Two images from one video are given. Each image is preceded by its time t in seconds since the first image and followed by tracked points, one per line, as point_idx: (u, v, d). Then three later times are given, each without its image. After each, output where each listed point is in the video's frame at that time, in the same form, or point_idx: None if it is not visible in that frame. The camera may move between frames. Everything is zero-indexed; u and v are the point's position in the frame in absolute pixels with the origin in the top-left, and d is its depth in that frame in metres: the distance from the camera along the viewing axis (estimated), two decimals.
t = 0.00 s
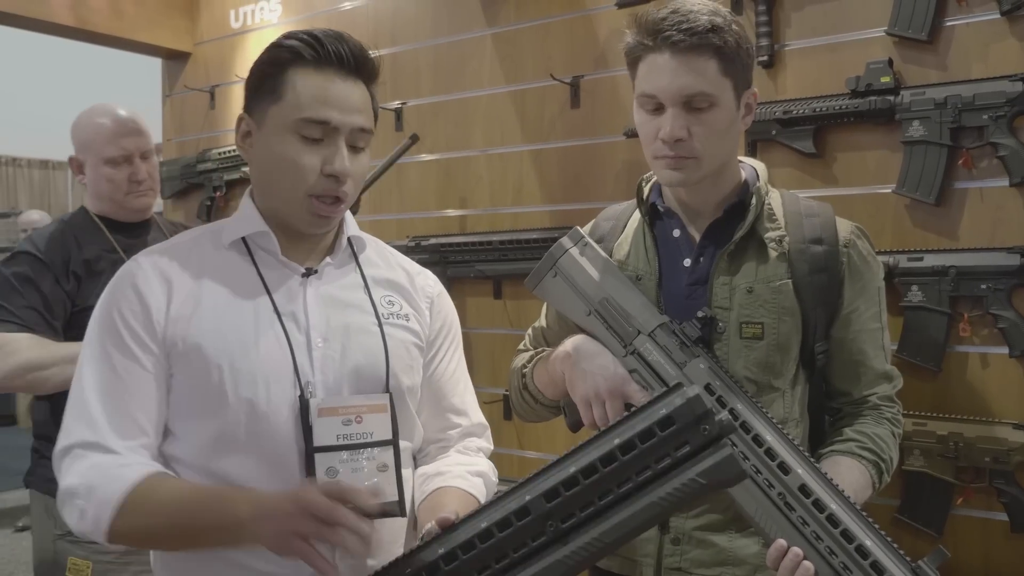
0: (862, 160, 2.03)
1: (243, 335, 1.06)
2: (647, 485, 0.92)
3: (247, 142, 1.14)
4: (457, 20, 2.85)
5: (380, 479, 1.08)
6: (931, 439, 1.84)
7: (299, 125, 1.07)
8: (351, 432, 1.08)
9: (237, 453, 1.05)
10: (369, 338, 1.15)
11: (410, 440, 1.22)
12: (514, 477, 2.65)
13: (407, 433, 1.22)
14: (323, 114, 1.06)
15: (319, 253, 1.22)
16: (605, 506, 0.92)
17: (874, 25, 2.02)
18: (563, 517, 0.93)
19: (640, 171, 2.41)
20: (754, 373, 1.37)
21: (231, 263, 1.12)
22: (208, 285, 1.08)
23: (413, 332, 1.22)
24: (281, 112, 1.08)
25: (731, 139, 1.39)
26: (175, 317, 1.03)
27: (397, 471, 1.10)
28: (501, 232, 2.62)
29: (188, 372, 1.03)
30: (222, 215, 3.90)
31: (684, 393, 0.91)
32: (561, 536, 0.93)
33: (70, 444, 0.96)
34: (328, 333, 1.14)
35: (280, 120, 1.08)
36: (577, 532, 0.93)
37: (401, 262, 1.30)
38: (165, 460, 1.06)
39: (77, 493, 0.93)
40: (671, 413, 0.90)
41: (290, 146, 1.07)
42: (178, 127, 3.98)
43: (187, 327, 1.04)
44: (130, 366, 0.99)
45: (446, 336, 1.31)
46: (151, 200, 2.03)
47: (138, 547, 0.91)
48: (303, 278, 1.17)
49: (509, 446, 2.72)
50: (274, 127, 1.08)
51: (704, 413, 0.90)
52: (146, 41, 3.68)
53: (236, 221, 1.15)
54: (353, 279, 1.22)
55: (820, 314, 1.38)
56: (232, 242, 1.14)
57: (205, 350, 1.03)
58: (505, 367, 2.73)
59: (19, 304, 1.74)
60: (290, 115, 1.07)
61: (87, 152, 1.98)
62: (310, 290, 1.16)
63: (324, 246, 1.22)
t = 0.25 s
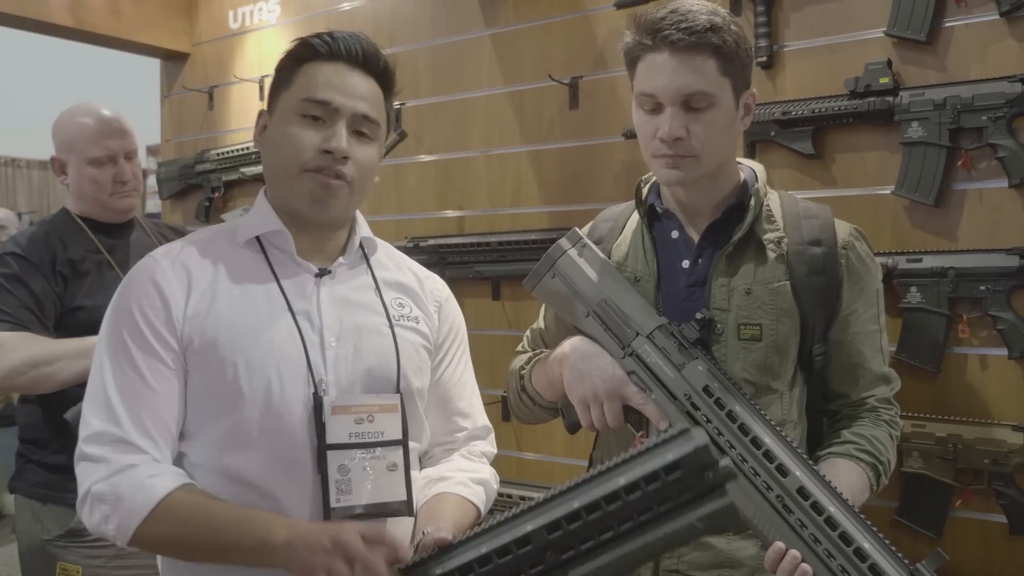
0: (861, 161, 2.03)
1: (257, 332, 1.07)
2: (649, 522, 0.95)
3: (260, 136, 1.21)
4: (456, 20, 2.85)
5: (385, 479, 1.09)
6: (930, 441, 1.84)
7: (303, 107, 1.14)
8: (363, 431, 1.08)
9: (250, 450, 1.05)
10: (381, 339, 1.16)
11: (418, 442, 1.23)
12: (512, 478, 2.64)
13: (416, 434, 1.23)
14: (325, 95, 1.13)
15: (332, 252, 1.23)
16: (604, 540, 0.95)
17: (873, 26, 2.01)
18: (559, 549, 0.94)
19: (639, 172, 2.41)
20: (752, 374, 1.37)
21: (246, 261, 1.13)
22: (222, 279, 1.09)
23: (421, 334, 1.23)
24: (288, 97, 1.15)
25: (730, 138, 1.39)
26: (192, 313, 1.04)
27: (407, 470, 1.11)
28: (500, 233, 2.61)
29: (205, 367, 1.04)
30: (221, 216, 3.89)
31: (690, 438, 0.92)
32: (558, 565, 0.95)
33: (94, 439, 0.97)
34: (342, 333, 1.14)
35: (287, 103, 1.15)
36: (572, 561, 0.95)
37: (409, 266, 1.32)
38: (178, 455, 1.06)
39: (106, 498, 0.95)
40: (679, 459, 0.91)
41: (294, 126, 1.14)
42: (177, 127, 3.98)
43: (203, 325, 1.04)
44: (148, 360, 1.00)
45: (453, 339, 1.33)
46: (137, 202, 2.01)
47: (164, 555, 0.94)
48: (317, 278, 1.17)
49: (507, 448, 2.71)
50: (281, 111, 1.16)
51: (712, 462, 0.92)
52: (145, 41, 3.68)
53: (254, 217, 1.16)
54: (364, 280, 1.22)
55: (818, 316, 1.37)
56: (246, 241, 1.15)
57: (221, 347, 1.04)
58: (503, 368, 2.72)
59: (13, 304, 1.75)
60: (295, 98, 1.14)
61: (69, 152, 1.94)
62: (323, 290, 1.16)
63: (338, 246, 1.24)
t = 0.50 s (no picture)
0: (859, 159, 2.03)
1: (269, 328, 1.07)
2: (646, 556, 0.99)
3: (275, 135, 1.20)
4: (453, 18, 2.84)
5: (394, 475, 1.11)
6: (928, 439, 1.84)
7: (325, 104, 1.14)
8: (371, 428, 1.10)
9: (260, 444, 1.06)
10: (391, 337, 1.16)
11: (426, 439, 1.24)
12: (508, 477, 2.64)
13: (422, 433, 1.23)
14: (349, 93, 1.14)
15: (343, 249, 1.22)
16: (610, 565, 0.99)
17: (871, 25, 2.01)
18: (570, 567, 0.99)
19: (636, 170, 2.40)
20: (750, 372, 1.36)
21: (258, 257, 1.13)
22: (233, 273, 1.09)
23: (429, 332, 1.23)
24: (309, 94, 1.15)
25: (726, 137, 1.38)
26: (202, 308, 1.05)
27: (413, 468, 1.13)
28: (497, 231, 2.60)
29: (215, 361, 1.05)
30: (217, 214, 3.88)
31: (699, 484, 0.97)
32: None
33: (105, 433, 0.99)
34: (352, 330, 1.14)
35: (308, 101, 1.15)
36: None
37: (418, 264, 1.31)
38: (187, 448, 1.07)
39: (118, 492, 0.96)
40: (681, 502, 0.95)
41: (316, 123, 1.14)
42: (173, 125, 3.97)
43: (216, 320, 1.05)
44: (160, 356, 1.01)
45: (460, 340, 1.32)
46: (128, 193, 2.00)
47: (175, 553, 0.96)
48: (328, 276, 1.17)
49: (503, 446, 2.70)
50: (301, 109, 1.15)
51: (710, 509, 0.95)
52: (142, 39, 3.67)
53: (264, 216, 1.16)
54: (373, 279, 1.22)
55: (816, 314, 1.37)
56: (258, 238, 1.15)
57: (232, 342, 1.05)
58: (501, 366, 2.71)
59: (5, 302, 1.74)
60: (317, 96, 1.14)
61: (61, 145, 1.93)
62: (333, 288, 1.16)
63: (349, 243, 1.23)
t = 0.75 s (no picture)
0: (860, 136, 2.01)
1: (273, 302, 1.07)
2: (640, 536, 0.98)
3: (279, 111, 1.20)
4: None
5: (399, 449, 1.10)
6: (924, 417, 1.84)
7: (325, 79, 1.13)
8: (377, 402, 1.09)
9: (263, 417, 1.06)
10: (395, 311, 1.15)
11: (429, 415, 1.24)
12: (506, 454, 2.64)
13: (428, 408, 1.24)
14: (349, 67, 1.12)
15: (350, 223, 1.21)
16: (601, 543, 0.99)
17: (873, 1, 1.99)
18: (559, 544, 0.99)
19: (636, 147, 2.39)
20: (749, 348, 1.36)
21: (264, 229, 1.12)
22: (237, 247, 1.08)
23: (434, 307, 1.22)
24: (308, 69, 1.13)
25: (725, 116, 1.37)
26: (207, 282, 1.05)
27: (419, 443, 1.11)
28: (496, 208, 2.60)
29: (217, 335, 1.04)
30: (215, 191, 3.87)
31: (696, 465, 0.97)
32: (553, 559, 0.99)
33: (102, 401, 0.99)
34: (358, 303, 1.13)
35: (307, 76, 1.13)
36: (568, 560, 0.99)
37: (424, 240, 1.29)
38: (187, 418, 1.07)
39: (111, 459, 0.96)
40: (678, 484, 0.96)
41: (317, 100, 1.13)
42: (170, 102, 3.95)
43: (220, 293, 1.05)
44: (162, 328, 1.00)
45: (465, 318, 1.31)
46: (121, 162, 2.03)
47: (166, 518, 0.97)
48: (334, 250, 1.16)
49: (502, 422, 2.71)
50: (301, 84, 1.14)
51: (708, 492, 0.96)
52: (138, 15, 3.64)
53: (270, 190, 1.15)
54: (379, 254, 1.20)
55: (815, 291, 1.36)
56: (263, 211, 1.14)
57: (235, 316, 1.04)
58: (499, 343, 2.71)
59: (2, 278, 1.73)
60: (315, 71, 1.13)
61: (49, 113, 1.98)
62: (339, 262, 1.15)
63: (355, 217, 1.22)
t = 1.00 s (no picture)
0: (866, 101, 1.99)
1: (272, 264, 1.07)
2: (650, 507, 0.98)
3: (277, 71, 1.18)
4: None
5: (397, 414, 1.08)
6: (927, 383, 1.84)
7: (323, 38, 1.11)
8: (375, 365, 1.07)
9: (259, 379, 1.06)
10: (394, 275, 1.14)
11: (428, 378, 1.23)
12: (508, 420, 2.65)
13: (427, 371, 1.22)
14: (346, 26, 1.10)
15: (349, 185, 1.20)
16: (614, 511, 0.99)
17: None
18: (572, 507, 0.99)
19: (639, 113, 2.37)
20: (752, 313, 1.36)
21: (259, 192, 1.12)
22: (235, 210, 1.08)
23: (434, 271, 1.20)
24: (306, 29, 1.12)
25: (731, 82, 1.35)
26: (207, 246, 1.05)
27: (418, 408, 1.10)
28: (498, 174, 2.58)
29: (212, 298, 1.04)
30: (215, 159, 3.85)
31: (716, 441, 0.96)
32: (564, 523, 1.00)
33: (78, 348, 0.99)
34: (356, 266, 1.12)
35: (305, 36, 1.12)
36: (579, 525, 1.00)
37: (427, 205, 1.28)
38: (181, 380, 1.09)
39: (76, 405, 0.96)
40: (695, 457, 0.95)
41: (313, 60, 1.11)
42: (170, 68, 3.92)
43: (217, 255, 1.05)
44: (150, 284, 1.01)
45: (468, 283, 1.31)
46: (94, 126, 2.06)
47: (127, 474, 0.96)
48: (332, 213, 1.15)
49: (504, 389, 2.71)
50: (299, 44, 1.12)
51: (724, 468, 0.95)
52: None
53: (268, 151, 1.14)
54: (380, 218, 1.19)
55: (820, 256, 1.35)
56: (261, 172, 1.13)
57: (231, 277, 1.04)
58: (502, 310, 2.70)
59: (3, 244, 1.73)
60: (312, 31, 1.11)
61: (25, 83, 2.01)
62: (337, 226, 1.14)
63: (355, 179, 1.20)
